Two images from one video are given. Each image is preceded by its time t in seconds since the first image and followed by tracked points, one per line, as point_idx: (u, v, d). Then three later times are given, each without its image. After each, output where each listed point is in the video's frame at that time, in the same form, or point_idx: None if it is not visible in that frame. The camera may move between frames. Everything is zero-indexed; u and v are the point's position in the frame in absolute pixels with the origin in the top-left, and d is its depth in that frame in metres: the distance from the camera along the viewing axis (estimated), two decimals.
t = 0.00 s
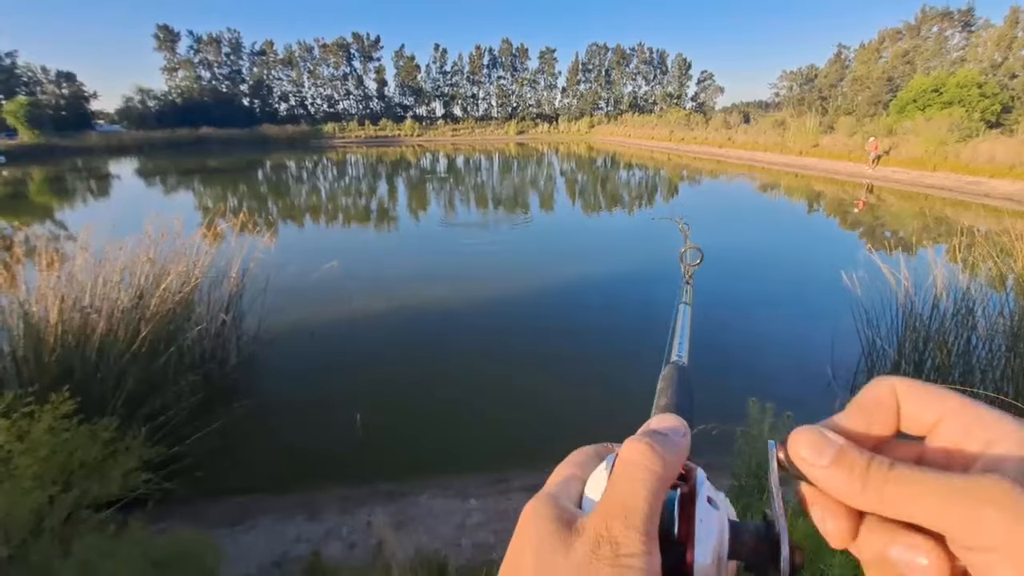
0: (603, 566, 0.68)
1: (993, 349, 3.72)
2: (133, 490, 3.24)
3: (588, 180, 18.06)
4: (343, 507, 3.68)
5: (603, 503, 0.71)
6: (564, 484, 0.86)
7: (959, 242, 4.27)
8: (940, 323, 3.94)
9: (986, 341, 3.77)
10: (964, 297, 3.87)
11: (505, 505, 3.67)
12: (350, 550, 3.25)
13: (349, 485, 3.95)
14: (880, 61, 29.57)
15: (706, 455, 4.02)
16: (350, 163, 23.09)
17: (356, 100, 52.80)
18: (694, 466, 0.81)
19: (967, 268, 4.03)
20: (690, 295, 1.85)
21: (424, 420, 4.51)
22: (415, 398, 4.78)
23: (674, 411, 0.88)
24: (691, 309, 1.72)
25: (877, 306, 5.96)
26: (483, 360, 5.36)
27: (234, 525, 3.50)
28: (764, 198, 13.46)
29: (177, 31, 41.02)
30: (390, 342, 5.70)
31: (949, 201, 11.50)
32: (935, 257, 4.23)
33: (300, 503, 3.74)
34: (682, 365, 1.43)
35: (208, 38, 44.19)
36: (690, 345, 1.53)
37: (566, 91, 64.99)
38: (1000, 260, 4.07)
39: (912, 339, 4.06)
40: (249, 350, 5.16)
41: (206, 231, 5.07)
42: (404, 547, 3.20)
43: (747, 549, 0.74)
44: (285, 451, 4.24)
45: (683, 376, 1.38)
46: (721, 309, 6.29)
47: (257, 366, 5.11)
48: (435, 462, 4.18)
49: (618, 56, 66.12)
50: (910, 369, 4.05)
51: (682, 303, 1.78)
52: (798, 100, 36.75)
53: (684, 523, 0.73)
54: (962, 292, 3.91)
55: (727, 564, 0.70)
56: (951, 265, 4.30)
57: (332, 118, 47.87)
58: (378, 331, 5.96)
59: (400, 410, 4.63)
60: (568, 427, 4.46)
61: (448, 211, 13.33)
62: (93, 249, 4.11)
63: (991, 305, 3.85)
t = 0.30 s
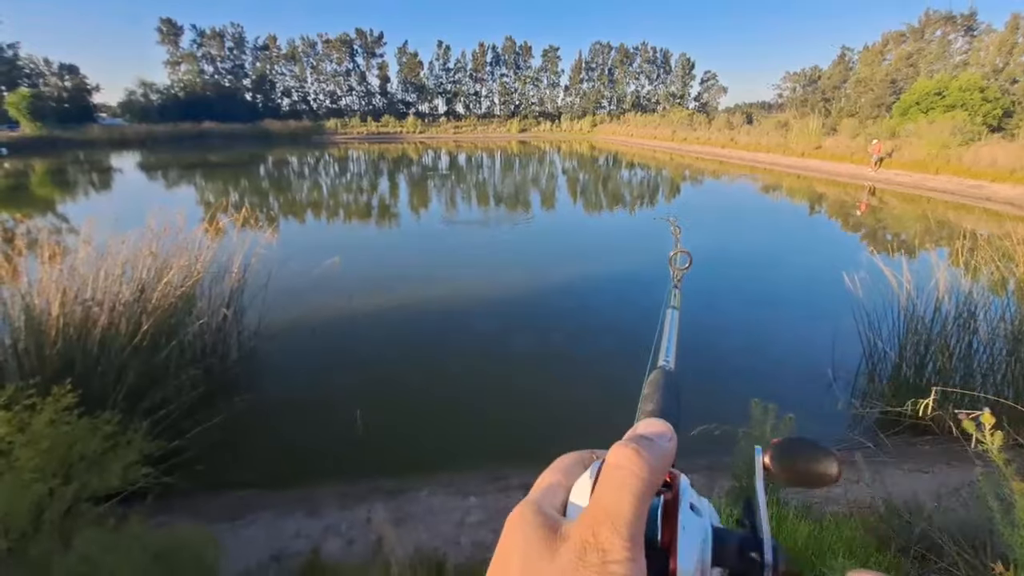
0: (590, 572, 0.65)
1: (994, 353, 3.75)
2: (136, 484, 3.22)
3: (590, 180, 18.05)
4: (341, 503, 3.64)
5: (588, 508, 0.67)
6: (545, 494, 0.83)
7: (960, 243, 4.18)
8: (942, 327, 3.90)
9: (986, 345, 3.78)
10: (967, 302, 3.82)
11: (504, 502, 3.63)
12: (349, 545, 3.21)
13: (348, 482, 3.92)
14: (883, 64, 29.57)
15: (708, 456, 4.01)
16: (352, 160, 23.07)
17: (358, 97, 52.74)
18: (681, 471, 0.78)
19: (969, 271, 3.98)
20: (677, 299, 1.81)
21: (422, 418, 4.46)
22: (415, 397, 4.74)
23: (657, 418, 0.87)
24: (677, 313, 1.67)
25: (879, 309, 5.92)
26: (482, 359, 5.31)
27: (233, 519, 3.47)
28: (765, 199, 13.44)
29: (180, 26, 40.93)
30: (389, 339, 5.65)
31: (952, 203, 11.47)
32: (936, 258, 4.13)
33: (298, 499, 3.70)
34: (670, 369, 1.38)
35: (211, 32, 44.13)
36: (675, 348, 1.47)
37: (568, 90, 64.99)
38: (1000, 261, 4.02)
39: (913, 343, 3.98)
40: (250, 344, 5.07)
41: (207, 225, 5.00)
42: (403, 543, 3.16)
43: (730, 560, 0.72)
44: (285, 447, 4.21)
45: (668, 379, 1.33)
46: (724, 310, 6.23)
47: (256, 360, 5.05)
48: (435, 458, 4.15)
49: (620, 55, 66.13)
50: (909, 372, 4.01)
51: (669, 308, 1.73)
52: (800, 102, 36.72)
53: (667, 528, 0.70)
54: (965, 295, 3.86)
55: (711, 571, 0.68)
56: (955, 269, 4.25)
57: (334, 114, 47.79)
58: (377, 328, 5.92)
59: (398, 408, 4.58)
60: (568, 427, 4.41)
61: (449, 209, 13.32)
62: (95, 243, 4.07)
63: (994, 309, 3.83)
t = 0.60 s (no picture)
0: None
1: (997, 358, 3.69)
2: (135, 479, 3.23)
3: (594, 178, 17.99)
4: (342, 500, 3.67)
5: (594, 524, 0.66)
6: (551, 505, 0.80)
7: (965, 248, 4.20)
8: (945, 330, 3.88)
9: (990, 349, 3.74)
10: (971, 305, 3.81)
11: (504, 501, 3.64)
12: (348, 542, 3.23)
13: (348, 479, 3.94)
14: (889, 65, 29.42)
15: (708, 456, 4.03)
16: (356, 156, 23.07)
17: (363, 94, 52.72)
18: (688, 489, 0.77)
19: (973, 275, 3.99)
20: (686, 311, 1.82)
21: (423, 416, 4.47)
22: (417, 394, 4.75)
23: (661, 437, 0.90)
24: (686, 325, 1.69)
25: (882, 312, 5.91)
26: (484, 358, 5.31)
27: (235, 515, 3.49)
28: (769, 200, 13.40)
29: (185, 21, 40.92)
30: (392, 337, 5.67)
31: (957, 206, 11.43)
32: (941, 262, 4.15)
33: (299, 496, 3.73)
34: (679, 382, 1.38)
35: (217, 28, 44.12)
36: (684, 362, 1.48)
37: (573, 88, 64.77)
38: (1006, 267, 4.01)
39: (916, 346, 3.98)
40: (253, 341, 5.06)
41: (211, 221, 4.99)
42: (403, 539, 3.18)
43: None
44: (287, 443, 4.23)
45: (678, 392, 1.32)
46: (725, 311, 6.22)
47: (259, 356, 5.06)
48: (437, 455, 4.18)
49: (625, 54, 65.92)
50: (911, 376, 4.00)
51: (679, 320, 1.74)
52: (805, 103, 36.57)
53: (679, 547, 0.67)
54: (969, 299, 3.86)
55: None
56: (960, 271, 4.26)
57: (339, 110, 47.86)
58: (379, 325, 5.93)
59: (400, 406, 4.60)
60: (569, 428, 4.41)
61: (452, 207, 13.30)
62: (98, 237, 4.08)
63: (998, 313, 3.81)
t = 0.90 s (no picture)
0: None
1: (1000, 363, 3.71)
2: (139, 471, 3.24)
3: (598, 178, 17.94)
4: (343, 496, 3.66)
5: (585, 526, 0.64)
6: (542, 504, 0.79)
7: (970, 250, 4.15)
8: (950, 334, 3.87)
9: (993, 353, 3.75)
10: (977, 309, 3.79)
11: (505, 499, 3.63)
12: (349, 537, 3.22)
13: (350, 475, 3.93)
14: (896, 67, 29.34)
15: (711, 456, 4.01)
16: (359, 153, 23.09)
17: (368, 90, 52.69)
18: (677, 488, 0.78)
19: (979, 278, 3.94)
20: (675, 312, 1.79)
21: (425, 414, 4.46)
22: (420, 391, 4.74)
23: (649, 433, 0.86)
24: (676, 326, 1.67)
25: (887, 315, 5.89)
26: (484, 356, 5.30)
27: (236, 509, 3.49)
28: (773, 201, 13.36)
29: (191, 17, 40.92)
30: (394, 334, 5.66)
31: (963, 209, 11.38)
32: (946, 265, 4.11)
33: (301, 491, 3.72)
34: (667, 383, 1.35)
35: (222, 23, 44.12)
36: (673, 365, 1.48)
37: (578, 87, 64.64)
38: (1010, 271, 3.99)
39: (920, 349, 3.94)
40: (256, 336, 5.03)
41: (216, 216, 4.96)
42: (404, 535, 3.17)
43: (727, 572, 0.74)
44: (289, 438, 4.23)
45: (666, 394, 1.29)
46: (728, 312, 6.20)
47: (262, 351, 5.04)
48: (438, 452, 4.17)
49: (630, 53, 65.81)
50: (914, 379, 3.96)
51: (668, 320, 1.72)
52: (811, 104, 36.47)
53: (665, 545, 0.67)
54: (975, 302, 3.83)
55: None
56: (964, 274, 4.21)
57: (343, 107, 47.91)
58: (382, 321, 5.92)
59: (399, 405, 4.56)
60: (571, 428, 4.39)
61: (455, 204, 13.29)
62: (103, 230, 4.07)
63: (1003, 317, 3.80)
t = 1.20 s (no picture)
0: None
1: (1004, 377, 3.67)
2: (140, 457, 3.28)
3: (605, 179, 17.96)
4: (342, 488, 3.69)
5: (580, 529, 0.67)
6: (542, 505, 0.81)
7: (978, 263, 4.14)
8: (955, 346, 3.85)
9: (998, 367, 3.71)
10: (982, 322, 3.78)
11: (501, 497, 3.65)
12: (346, 530, 3.25)
13: (349, 468, 3.96)
14: (909, 77, 29.18)
15: (709, 461, 4.04)
16: (367, 147, 23.18)
17: (378, 85, 52.74)
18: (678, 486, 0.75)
19: (985, 292, 3.94)
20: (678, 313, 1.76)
21: (422, 407, 4.52)
22: (423, 387, 4.77)
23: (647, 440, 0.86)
24: (679, 330, 1.63)
25: (890, 326, 5.89)
26: (485, 353, 5.32)
27: (235, 497, 3.52)
28: (781, 207, 13.34)
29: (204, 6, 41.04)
30: (398, 328, 5.71)
31: (972, 222, 11.34)
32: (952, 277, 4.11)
33: (299, 482, 3.75)
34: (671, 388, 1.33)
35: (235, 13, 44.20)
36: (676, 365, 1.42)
37: (588, 87, 64.50)
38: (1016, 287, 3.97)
39: (923, 360, 3.94)
40: (258, 327, 5.09)
41: (224, 206, 5.00)
42: (401, 530, 3.20)
43: None
44: (290, 429, 4.27)
45: (670, 396, 1.28)
46: (731, 318, 6.22)
47: (263, 342, 5.10)
48: (439, 446, 4.21)
49: (642, 54, 65.62)
50: (915, 392, 3.96)
51: (670, 323, 1.68)
52: (822, 111, 36.30)
53: (665, 550, 0.67)
54: (980, 316, 3.83)
55: None
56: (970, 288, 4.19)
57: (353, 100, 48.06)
58: (387, 316, 5.97)
59: (399, 401, 4.57)
60: (570, 429, 4.41)
61: (461, 201, 13.33)
62: (112, 217, 4.10)
63: (1008, 331, 3.80)
